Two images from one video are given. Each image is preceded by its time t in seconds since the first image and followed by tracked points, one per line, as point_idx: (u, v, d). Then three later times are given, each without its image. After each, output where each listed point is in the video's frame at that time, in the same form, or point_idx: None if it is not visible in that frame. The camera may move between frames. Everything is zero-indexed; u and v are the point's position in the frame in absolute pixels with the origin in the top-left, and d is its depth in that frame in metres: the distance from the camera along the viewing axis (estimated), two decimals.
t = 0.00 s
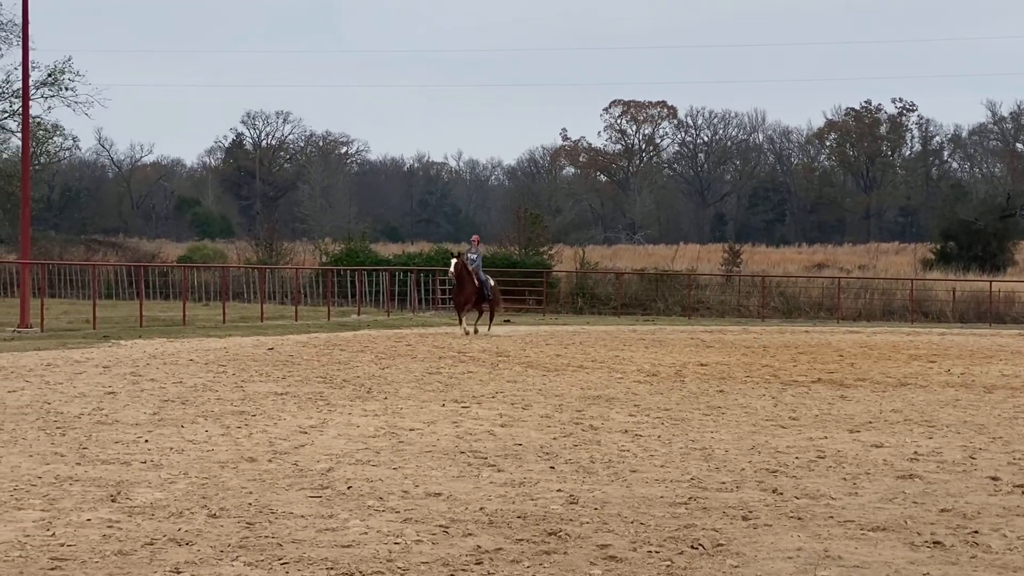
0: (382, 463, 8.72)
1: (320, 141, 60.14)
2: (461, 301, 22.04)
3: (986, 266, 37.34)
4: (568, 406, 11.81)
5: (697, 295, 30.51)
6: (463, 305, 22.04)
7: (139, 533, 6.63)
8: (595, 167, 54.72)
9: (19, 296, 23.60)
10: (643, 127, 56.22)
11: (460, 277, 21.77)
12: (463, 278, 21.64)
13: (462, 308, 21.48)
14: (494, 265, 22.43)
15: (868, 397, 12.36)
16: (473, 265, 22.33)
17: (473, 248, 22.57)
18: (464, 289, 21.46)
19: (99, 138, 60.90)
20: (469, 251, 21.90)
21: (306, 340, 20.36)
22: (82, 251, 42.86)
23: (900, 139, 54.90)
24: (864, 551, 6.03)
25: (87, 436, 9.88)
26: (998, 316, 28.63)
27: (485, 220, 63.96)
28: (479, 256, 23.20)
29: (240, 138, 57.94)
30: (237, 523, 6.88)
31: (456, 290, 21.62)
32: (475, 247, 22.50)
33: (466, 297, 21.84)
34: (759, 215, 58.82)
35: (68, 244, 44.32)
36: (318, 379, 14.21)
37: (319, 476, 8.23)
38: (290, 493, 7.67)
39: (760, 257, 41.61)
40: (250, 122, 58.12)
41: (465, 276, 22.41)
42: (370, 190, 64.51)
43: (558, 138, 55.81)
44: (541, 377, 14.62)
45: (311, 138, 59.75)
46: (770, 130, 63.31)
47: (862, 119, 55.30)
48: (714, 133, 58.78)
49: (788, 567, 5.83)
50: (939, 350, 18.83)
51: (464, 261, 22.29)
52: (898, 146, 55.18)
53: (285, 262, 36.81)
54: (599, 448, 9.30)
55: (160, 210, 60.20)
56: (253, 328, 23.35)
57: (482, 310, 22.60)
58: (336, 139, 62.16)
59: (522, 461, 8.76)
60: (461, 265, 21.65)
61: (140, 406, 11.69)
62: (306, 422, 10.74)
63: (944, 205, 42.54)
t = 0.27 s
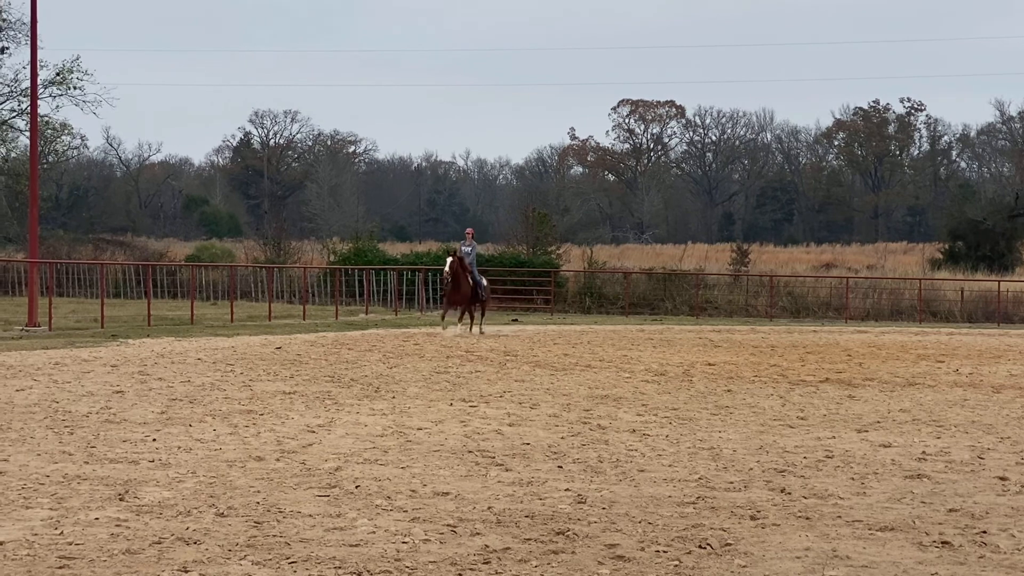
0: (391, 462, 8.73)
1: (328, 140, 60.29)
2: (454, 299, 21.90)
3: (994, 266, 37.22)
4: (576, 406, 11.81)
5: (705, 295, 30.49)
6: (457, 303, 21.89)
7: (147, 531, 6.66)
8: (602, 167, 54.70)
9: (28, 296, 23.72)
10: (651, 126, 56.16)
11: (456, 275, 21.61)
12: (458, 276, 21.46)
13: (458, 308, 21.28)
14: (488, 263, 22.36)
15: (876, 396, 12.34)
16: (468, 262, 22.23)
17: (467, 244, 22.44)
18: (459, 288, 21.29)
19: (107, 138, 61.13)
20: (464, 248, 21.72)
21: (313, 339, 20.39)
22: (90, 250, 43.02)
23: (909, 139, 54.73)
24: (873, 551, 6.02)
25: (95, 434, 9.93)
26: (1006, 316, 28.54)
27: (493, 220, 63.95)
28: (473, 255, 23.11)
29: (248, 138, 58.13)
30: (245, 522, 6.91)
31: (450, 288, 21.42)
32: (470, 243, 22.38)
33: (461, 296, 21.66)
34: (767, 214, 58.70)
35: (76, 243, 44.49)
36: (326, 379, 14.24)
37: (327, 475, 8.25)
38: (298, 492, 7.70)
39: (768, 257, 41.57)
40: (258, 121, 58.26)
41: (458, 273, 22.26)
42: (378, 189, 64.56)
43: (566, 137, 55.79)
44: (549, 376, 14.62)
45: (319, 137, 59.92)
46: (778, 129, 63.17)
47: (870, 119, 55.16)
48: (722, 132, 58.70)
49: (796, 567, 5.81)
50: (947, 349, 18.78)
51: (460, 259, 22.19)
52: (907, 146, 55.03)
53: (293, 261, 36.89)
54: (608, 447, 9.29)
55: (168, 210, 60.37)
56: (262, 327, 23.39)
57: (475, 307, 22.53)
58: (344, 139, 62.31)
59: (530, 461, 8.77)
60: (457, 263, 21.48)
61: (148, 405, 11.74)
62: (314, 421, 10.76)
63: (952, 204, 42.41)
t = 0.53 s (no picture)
0: (397, 462, 8.74)
1: (334, 140, 60.42)
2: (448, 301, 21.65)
3: (1000, 266, 37.15)
4: (581, 406, 11.81)
5: (710, 295, 30.48)
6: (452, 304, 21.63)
7: (153, 531, 6.68)
8: (608, 167, 54.72)
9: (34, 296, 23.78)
10: (656, 126, 56.15)
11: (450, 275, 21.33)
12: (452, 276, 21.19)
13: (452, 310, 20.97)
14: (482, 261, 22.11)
15: (882, 397, 12.32)
16: (461, 261, 22.03)
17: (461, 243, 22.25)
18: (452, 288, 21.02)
19: (113, 137, 61.31)
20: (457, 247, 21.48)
21: (318, 339, 20.41)
22: (95, 250, 43.11)
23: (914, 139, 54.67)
24: (878, 551, 6.02)
25: (100, 434, 9.96)
26: (1012, 317, 28.48)
27: (498, 220, 63.94)
28: (466, 254, 22.92)
29: (253, 137, 58.25)
30: (251, 522, 6.92)
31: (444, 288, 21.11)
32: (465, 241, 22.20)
33: (454, 295, 21.34)
34: (772, 214, 58.60)
35: (82, 242, 44.59)
36: (332, 379, 14.25)
37: (332, 475, 8.26)
38: (304, 492, 7.71)
39: (774, 257, 41.52)
40: (263, 121, 58.35)
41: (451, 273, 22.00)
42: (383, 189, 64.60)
43: (571, 138, 55.80)
44: (554, 377, 14.62)
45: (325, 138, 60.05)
46: (784, 130, 63.08)
47: (875, 119, 55.08)
48: (727, 133, 58.66)
49: (801, 567, 5.81)
50: (953, 350, 18.75)
51: (453, 258, 21.97)
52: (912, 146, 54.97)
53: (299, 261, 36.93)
54: (613, 448, 9.29)
55: (173, 210, 60.46)
56: (267, 328, 23.41)
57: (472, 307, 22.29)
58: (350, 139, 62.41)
59: (536, 461, 8.77)
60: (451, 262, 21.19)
61: (153, 405, 11.76)
62: (319, 421, 10.78)
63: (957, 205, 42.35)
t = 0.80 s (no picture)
0: (399, 463, 8.74)
1: (336, 140, 60.54)
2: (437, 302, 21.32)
3: (1002, 267, 37.11)
4: (584, 407, 11.80)
5: (712, 296, 30.46)
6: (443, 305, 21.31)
7: (155, 531, 6.68)
8: (610, 167, 54.70)
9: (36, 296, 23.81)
10: (659, 127, 56.15)
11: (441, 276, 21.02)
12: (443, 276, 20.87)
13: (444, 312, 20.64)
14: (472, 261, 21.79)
15: (884, 398, 12.31)
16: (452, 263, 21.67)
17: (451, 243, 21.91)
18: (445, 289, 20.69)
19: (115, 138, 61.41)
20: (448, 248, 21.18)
21: (321, 339, 20.42)
22: (98, 250, 43.16)
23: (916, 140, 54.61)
24: (880, 552, 6.02)
25: (102, 434, 9.97)
26: (1015, 317, 28.41)
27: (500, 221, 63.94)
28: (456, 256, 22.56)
29: (256, 138, 58.33)
30: (253, 522, 6.93)
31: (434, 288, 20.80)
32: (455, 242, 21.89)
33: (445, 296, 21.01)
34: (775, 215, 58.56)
35: (84, 242, 44.65)
36: (334, 379, 14.26)
37: (335, 476, 8.27)
38: (306, 492, 7.71)
39: (776, 258, 41.48)
40: (266, 122, 58.41)
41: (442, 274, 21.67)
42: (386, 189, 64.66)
43: (574, 138, 55.80)
44: (557, 377, 14.63)
45: (327, 138, 60.12)
46: (786, 130, 63.02)
47: (878, 120, 55.02)
48: (730, 134, 58.65)
49: (803, 568, 5.81)
50: (955, 351, 18.73)
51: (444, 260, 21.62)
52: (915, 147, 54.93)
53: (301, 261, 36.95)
54: (615, 448, 9.30)
55: (175, 210, 60.52)
56: (270, 328, 23.42)
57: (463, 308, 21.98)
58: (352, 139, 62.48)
59: (538, 461, 8.77)
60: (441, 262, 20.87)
61: (156, 405, 11.77)
62: (322, 422, 10.79)
63: (960, 206, 42.28)
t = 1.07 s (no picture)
0: (399, 464, 8.74)
1: (336, 141, 60.64)
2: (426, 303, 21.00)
3: (1002, 268, 37.13)
4: (584, 408, 11.81)
5: (712, 297, 30.46)
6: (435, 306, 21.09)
7: (155, 532, 6.68)
8: (611, 168, 54.71)
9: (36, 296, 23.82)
10: (659, 128, 56.18)
11: (432, 279, 20.79)
12: (434, 278, 20.66)
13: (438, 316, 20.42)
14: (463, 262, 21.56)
15: (885, 399, 12.31)
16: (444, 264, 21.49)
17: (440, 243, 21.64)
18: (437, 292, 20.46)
19: (115, 138, 61.44)
20: (437, 248, 20.93)
21: (321, 340, 20.42)
22: (98, 251, 43.18)
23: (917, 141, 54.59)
24: (880, 553, 6.02)
25: (102, 435, 9.96)
26: (1015, 318, 28.41)
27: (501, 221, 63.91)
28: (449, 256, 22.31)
29: (256, 138, 58.39)
30: (253, 523, 6.93)
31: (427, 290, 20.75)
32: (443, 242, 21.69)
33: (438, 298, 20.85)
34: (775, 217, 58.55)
35: (84, 243, 44.68)
36: (335, 380, 14.26)
37: (335, 476, 8.27)
38: (307, 493, 7.72)
39: (776, 259, 41.48)
40: (266, 122, 58.42)
41: (432, 275, 21.39)
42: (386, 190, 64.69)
43: (574, 139, 55.81)
44: (557, 378, 14.62)
45: (327, 139, 60.19)
46: (786, 131, 63.01)
47: (878, 121, 55.01)
48: (730, 135, 58.66)
49: (803, 568, 5.81)
50: (955, 352, 18.74)
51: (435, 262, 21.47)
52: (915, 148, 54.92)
53: (301, 262, 36.97)
54: (615, 449, 9.30)
55: (176, 211, 60.51)
56: (270, 329, 23.42)
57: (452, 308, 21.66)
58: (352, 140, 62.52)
59: (538, 463, 8.77)
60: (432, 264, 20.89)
61: (156, 406, 11.77)
62: (322, 423, 10.79)
63: (961, 207, 42.27)
